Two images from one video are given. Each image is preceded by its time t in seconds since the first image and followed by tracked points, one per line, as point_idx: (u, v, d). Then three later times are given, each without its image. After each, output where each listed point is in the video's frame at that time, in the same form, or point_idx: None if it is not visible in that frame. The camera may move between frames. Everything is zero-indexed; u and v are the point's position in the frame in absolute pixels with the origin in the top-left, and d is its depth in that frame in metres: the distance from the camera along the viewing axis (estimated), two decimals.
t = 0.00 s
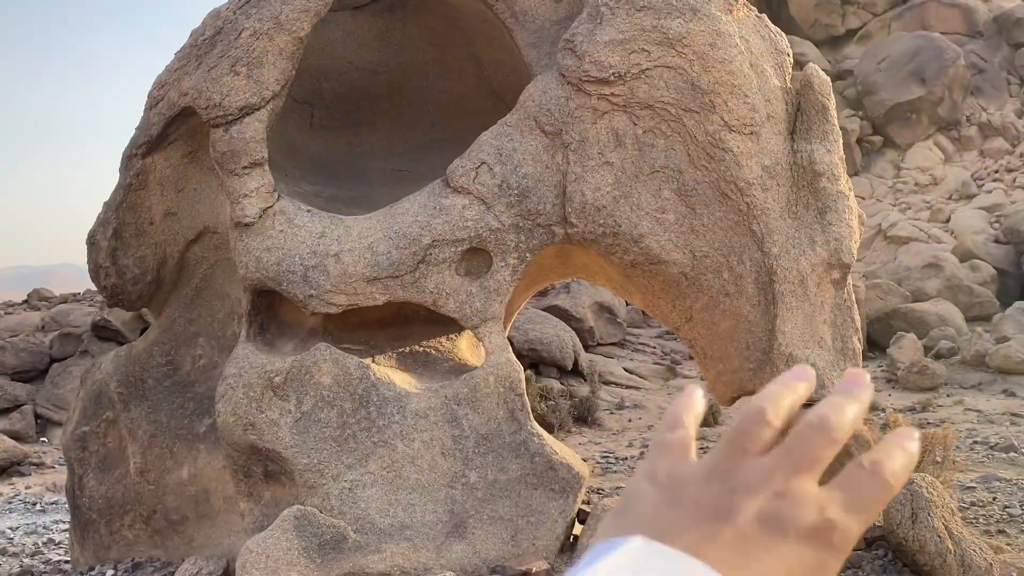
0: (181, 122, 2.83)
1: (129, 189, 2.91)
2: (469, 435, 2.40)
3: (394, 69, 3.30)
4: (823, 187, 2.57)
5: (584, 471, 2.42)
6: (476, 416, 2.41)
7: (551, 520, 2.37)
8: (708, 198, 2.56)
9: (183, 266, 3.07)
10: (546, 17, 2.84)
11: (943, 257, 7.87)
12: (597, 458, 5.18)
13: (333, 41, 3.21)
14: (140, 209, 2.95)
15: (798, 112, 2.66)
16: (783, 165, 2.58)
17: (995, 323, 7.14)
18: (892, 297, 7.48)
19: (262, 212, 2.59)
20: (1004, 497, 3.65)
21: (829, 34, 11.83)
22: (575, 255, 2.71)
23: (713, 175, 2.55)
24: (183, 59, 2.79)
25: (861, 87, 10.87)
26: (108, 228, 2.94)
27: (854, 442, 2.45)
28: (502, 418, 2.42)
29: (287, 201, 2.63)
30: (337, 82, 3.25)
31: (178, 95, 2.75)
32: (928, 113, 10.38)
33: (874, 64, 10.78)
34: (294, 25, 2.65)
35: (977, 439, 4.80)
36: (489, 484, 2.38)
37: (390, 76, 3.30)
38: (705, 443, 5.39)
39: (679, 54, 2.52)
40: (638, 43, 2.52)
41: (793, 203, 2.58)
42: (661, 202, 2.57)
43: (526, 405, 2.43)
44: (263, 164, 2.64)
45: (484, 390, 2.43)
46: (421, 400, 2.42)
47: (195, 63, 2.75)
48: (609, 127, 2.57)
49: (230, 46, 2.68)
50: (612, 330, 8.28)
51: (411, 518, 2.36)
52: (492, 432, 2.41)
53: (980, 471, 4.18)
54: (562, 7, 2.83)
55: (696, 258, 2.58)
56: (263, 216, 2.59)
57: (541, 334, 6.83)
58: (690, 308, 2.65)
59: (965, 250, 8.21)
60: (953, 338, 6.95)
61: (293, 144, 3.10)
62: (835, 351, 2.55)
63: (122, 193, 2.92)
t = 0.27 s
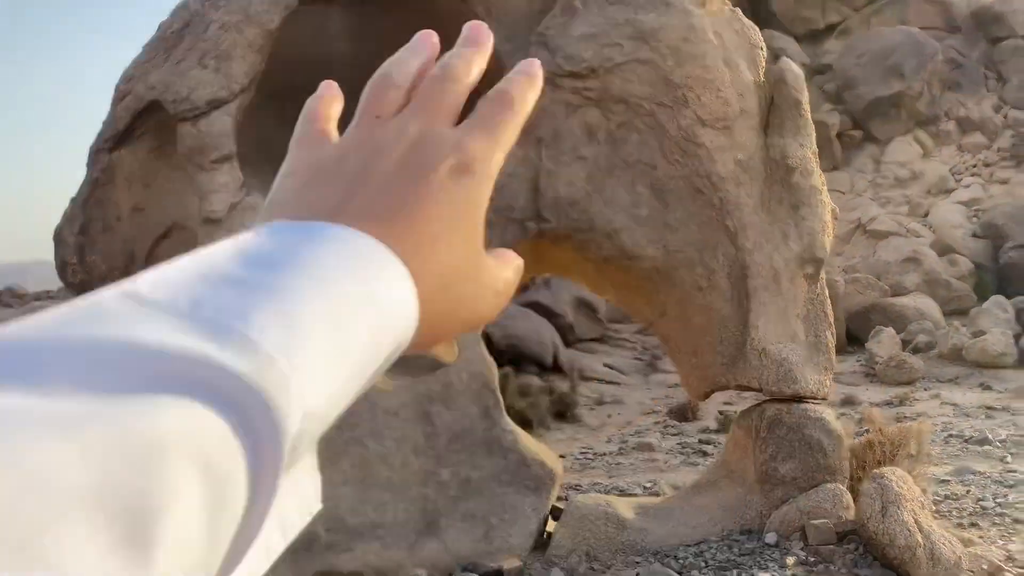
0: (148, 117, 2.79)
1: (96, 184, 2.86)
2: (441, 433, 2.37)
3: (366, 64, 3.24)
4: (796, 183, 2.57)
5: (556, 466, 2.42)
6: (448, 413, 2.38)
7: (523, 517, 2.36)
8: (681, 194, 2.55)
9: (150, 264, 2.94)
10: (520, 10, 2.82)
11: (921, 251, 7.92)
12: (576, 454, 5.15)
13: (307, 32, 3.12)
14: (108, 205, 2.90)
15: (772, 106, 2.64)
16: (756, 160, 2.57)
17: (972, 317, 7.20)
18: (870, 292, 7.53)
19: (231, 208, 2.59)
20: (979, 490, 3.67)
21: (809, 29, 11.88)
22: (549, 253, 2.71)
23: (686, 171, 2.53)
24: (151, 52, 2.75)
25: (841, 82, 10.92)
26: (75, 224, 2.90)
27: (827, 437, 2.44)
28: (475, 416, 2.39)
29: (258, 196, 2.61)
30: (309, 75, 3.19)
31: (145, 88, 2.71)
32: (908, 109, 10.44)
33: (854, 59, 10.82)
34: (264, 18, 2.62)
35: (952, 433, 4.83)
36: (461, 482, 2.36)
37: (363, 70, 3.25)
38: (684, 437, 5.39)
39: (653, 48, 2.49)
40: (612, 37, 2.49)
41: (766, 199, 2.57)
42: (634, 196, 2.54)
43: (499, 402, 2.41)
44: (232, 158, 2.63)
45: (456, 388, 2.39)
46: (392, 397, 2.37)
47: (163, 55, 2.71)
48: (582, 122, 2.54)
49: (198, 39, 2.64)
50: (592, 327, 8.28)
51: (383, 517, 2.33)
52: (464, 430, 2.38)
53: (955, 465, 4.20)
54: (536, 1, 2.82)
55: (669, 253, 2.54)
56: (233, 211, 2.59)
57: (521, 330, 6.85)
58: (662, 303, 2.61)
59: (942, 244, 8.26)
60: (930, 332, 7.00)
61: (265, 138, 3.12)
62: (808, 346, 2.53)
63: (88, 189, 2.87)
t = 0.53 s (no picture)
0: (106, 110, 2.75)
1: (52, 180, 2.80)
2: (406, 431, 2.32)
3: (330, 54, 3.18)
4: (764, 178, 2.54)
5: (518, 462, 2.35)
6: (412, 411, 2.33)
7: (489, 516, 2.31)
8: (648, 189, 2.50)
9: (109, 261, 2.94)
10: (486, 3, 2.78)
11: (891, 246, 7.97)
12: (548, 450, 5.13)
13: (267, 24, 3.07)
14: (64, 200, 2.82)
15: (738, 101, 2.61)
16: (723, 154, 2.55)
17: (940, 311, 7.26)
18: (841, 286, 7.58)
19: (189, 203, 2.49)
20: (946, 484, 3.68)
21: (781, 25, 11.93)
22: (515, 248, 2.64)
23: (653, 165, 2.49)
24: (107, 44, 2.68)
25: (813, 78, 10.97)
26: (30, 219, 2.82)
27: (793, 432, 2.43)
28: (441, 414, 2.34)
29: (216, 190, 2.52)
30: (270, 67, 3.13)
31: (101, 81, 2.64)
32: (878, 105, 10.52)
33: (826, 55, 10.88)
34: (223, 9, 2.56)
35: (920, 426, 4.86)
36: (426, 481, 2.32)
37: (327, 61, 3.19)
38: (656, 433, 5.37)
39: (619, 41, 2.47)
40: (578, 30, 2.46)
41: (734, 193, 2.55)
42: (601, 191, 2.50)
43: (464, 400, 2.35)
44: (189, 153, 2.53)
45: (421, 384, 2.34)
46: (355, 396, 2.33)
47: (120, 47, 2.64)
48: (548, 116, 2.48)
49: (155, 30, 2.57)
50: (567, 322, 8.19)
51: (346, 517, 2.30)
52: (429, 428, 2.33)
53: (923, 458, 4.23)
54: None
55: (637, 248, 2.51)
56: (190, 206, 2.49)
57: (494, 327, 6.77)
58: (630, 299, 2.57)
59: (912, 238, 8.33)
60: (900, 325, 7.05)
61: (226, 131, 3.06)
62: (776, 340, 2.51)
63: (44, 185, 2.80)
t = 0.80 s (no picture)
0: (61, 101, 2.64)
1: (6, 172, 2.72)
2: (373, 428, 2.29)
3: (294, 47, 3.10)
4: (731, 172, 2.52)
5: (489, 459, 2.35)
6: (379, 408, 2.30)
7: (457, 513, 2.30)
8: (616, 183, 2.50)
9: (66, 256, 2.88)
10: None
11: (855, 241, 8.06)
12: (518, 445, 5.12)
13: (228, 16, 2.98)
14: (19, 194, 2.75)
15: (705, 95, 2.60)
16: (690, 149, 2.53)
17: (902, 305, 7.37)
18: (806, 280, 7.63)
19: (149, 197, 2.44)
20: (909, 475, 3.74)
21: (746, 23, 12.03)
22: (484, 242, 2.61)
23: (621, 160, 2.49)
24: (63, 33, 2.60)
25: (777, 75, 11.07)
26: None
27: (760, 425, 2.45)
28: (408, 411, 2.31)
29: (177, 184, 2.47)
30: (234, 61, 3.07)
31: (57, 71, 2.57)
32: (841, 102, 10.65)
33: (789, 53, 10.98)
34: None
35: (885, 418, 4.93)
36: (393, 478, 2.29)
37: (291, 53, 3.12)
38: (626, 427, 5.38)
39: (586, 34, 2.45)
40: (545, 22, 2.43)
41: (701, 188, 2.52)
42: (569, 185, 2.50)
43: (432, 396, 2.33)
44: (149, 145, 2.49)
45: (389, 380, 2.32)
46: (320, 392, 2.29)
47: (76, 37, 2.57)
48: (516, 109, 2.47)
49: (112, 21, 2.50)
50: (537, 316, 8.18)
51: (312, 516, 2.26)
52: (396, 425, 2.31)
53: (887, 449, 4.28)
54: None
55: (605, 243, 2.52)
56: (150, 200, 2.44)
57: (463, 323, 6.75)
58: (598, 294, 2.57)
59: (875, 233, 8.43)
60: (863, 319, 7.14)
61: (188, 125, 2.98)
62: (743, 334, 2.50)
63: None
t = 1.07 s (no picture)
0: None
1: None
2: (327, 429, 2.18)
3: (245, 29, 2.95)
4: (699, 160, 2.44)
5: (452, 461, 2.25)
6: (334, 408, 2.19)
7: (417, 517, 2.20)
8: (582, 171, 2.39)
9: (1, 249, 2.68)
10: None
11: (816, 236, 8.07)
12: (481, 443, 5.01)
13: None
14: None
15: (673, 81, 2.51)
16: (658, 135, 2.44)
17: (864, 299, 7.39)
18: (769, 274, 7.62)
19: (87, 184, 2.28)
20: (875, 469, 3.70)
21: (708, 18, 12.04)
22: (442, 232, 2.49)
23: (587, 147, 2.38)
24: None
25: (738, 70, 11.08)
26: None
27: (732, 422, 2.36)
28: (364, 410, 2.20)
29: (117, 171, 2.32)
30: (180, 43, 2.94)
31: None
32: (801, 98, 10.69)
33: (750, 48, 11.00)
34: None
35: (850, 412, 4.90)
36: (349, 481, 2.18)
37: (241, 36, 2.97)
38: (591, 423, 5.29)
39: (550, 16, 2.34)
40: (508, 3, 2.32)
41: (668, 176, 2.44)
42: (533, 173, 2.37)
43: (390, 394, 2.21)
44: (87, 130, 2.34)
45: (345, 379, 2.20)
46: (271, 391, 2.17)
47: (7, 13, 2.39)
48: (478, 93, 2.35)
49: None
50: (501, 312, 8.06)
51: (262, 522, 2.14)
52: (352, 425, 2.19)
53: (853, 444, 4.25)
54: None
55: (571, 234, 2.40)
56: (88, 188, 2.28)
57: (425, 319, 6.63)
58: (563, 287, 2.47)
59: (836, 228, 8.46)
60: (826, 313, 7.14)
61: (131, 111, 2.85)
62: (711, 328, 2.41)
63: None
